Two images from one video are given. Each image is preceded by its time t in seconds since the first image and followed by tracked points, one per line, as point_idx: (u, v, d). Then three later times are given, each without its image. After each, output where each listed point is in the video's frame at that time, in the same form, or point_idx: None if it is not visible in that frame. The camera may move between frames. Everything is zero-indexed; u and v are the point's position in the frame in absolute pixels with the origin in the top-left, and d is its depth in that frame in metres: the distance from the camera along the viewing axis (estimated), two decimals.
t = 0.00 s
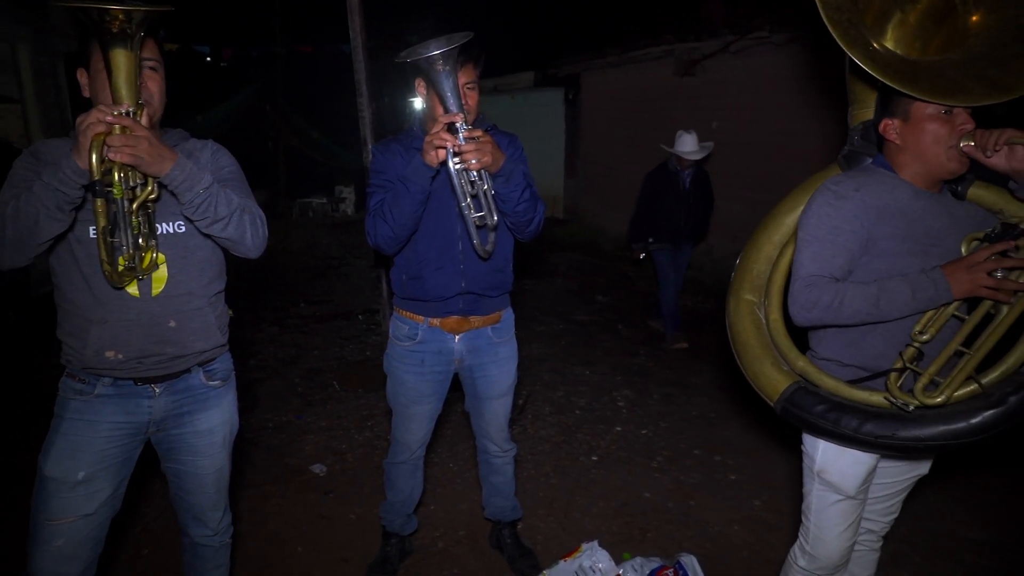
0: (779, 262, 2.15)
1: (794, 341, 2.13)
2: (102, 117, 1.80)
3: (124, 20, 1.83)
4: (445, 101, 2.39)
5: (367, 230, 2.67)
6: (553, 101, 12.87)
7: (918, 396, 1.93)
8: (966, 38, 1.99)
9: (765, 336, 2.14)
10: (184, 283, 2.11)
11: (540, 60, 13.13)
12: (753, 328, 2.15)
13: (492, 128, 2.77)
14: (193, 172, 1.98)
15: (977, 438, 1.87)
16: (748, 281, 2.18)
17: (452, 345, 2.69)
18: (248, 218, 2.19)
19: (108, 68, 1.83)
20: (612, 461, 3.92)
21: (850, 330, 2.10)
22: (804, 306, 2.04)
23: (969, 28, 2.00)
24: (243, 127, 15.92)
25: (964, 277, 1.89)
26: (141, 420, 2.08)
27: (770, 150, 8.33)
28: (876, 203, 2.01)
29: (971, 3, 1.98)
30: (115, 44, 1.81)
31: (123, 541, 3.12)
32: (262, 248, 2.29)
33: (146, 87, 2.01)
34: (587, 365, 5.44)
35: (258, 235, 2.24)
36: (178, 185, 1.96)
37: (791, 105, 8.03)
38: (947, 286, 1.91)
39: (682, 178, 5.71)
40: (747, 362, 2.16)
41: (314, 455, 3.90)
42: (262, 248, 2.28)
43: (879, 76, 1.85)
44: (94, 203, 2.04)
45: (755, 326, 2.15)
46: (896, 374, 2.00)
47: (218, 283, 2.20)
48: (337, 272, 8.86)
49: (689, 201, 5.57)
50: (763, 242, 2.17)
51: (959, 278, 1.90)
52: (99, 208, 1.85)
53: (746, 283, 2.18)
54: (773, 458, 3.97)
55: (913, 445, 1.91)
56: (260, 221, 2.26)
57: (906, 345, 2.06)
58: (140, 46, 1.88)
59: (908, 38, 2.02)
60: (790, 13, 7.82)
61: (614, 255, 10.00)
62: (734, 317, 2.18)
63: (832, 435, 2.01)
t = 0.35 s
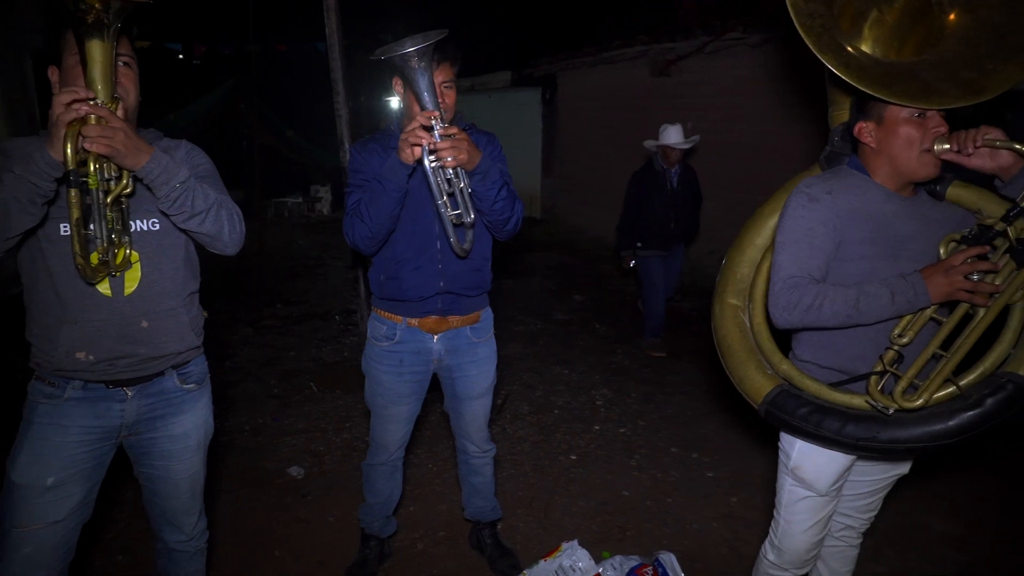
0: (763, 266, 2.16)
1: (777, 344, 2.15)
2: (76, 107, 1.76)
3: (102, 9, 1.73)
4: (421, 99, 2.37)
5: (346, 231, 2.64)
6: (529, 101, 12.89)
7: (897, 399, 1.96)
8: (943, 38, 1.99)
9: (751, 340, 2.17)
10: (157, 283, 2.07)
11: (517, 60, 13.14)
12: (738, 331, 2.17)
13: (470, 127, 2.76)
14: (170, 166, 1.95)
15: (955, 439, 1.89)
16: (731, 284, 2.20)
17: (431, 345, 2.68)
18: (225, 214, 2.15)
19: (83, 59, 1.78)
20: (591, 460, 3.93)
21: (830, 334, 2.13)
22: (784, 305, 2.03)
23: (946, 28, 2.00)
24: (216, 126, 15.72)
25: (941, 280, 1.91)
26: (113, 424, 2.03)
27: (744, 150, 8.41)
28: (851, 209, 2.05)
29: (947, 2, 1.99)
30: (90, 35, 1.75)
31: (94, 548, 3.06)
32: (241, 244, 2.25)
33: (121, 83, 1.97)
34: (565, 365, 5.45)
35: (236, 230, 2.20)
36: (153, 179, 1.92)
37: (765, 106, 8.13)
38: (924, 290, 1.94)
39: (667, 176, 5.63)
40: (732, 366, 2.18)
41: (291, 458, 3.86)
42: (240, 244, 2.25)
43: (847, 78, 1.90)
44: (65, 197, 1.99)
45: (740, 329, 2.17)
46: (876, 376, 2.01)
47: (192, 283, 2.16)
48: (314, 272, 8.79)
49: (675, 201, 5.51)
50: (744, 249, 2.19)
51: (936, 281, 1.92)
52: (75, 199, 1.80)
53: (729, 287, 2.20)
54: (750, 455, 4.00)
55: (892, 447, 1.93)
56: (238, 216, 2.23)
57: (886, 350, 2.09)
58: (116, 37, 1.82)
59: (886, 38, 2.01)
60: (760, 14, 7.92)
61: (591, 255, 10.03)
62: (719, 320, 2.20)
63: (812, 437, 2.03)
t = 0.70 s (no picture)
0: (735, 266, 2.18)
1: (748, 343, 2.17)
2: (33, 111, 1.71)
3: (56, 11, 1.67)
4: (396, 103, 2.35)
5: (319, 234, 2.62)
6: (504, 103, 12.90)
7: (863, 398, 1.98)
8: (915, 45, 2.04)
9: (722, 339, 2.18)
10: (125, 288, 2.02)
11: (491, 62, 13.15)
12: (710, 330, 2.19)
13: (444, 129, 2.75)
14: (135, 168, 1.91)
15: (919, 438, 1.94)
16: (705, 284, 2.21)
17: (408, 349, 2.66)
18: (195, 214, 2.12)
19: (39, 62, 1.74)
20: (568, 462, 3.93)
21: (799, 330, 2.15)
22: (754, 306, 2.06)
23: (918, 35, 2.05)
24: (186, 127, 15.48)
25: (908, 283, 1.94)
26: (80, 434, 1.99)
27: (717, 152, 8.50)
28: (825, 206, 2.06)
29: (920, 9, 2.04)
30: (45, 37, 1.70)
31: (62, 561, 2.99)
32: (213, 244, 2.22)
33: (80, 84, 1.92)
34: (541, 367, 5.46)
35: (207, 231, 2.17)
36: (119, 182, 1.89)
37: (737, 109, 8.23)
38: (890, 292, 1.97)
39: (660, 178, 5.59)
40: (703, 361, 2.20)
41: (264, 465, 3.81)
42: (212, 244, 2.21)
43: (823, 81, 1.91)
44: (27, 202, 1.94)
45: (712, 329, 2.19)
46: (844, 376, 2.03)
47: (162, 288, 2.12)
48: (287, 275, 8.69)
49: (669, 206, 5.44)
50: (719, 248, 2.21)
51: (903, 284, 1.96)
52: (36, 207, 1.76)
53: (702, 287, 2.21)
54: (725, 455, 4.04)
55: (858, 445, 1.97)
56: (209, 216, 2.19)
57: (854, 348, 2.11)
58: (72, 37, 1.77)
59: (861, 44, 2.08)
60: (730, 18, 8.02)
61: (567, 257, 10.05)
62: (692, 319, 2.21)
63: (782, 435, 2.05)
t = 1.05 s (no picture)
0: (702, 266, 2.19)
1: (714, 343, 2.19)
2: None
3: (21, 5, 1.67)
4: (373, 105, 2.33)
5: (295, 237, 2.60)
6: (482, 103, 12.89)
7: (824, 399, 1.99)
8: (876, 45, 2.06)
9: (689, 339, 2.19)
10: (97, 291, 1.98)
11: (469, 62, 13.13)
12: (677, 330, 2.19)
13: (422, 130, 2.73)
14: (105, 167, 1.87)
15: (877, 438, 1.95)
16: (672, 284, 2.21)
17: (387, 352, 2.64)
18: (168, 213, 2.07)
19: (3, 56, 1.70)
20: (548, 463, 3.93)
21: (764, 332, 2.18)
22: (717, 309, 2.06)
23: (881, 34, 2.07)
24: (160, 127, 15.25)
25: (863, 282, 1.96)
26: (51, 443, 1.95)
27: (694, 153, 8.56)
28: (786, 210, 2.08)
29: (881, 9, 2.07)
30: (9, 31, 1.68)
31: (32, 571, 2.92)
32: (187, 244, 2.18)
33: (46, 82, 1.88)
34: (520, 367, 5.45)
35: (180, 230, 2.12)
36: (88, 181, 1.84)
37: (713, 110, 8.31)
38: (847, 292, 1.99)
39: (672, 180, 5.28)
40: (670, 361, 2.21)
41: (240, 470, 3.76)
42: (186, 244, 2.17)
43: (782, 82, 1.92)
44: None
45: (679, 329, 2.19)
46: (806, 377, 2.06)
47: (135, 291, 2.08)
48: (264, 277, 8.59)
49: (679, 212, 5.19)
50: (686, 247, 2.20)
51: (858, 283, 1.97)
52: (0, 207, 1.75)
53: (669, 287, 2.21)
54: (704, 454, 4.07)
55: (819, 445, 1.99)
56: (182, 216, 2.15)
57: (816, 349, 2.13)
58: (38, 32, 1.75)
59: (824, 47, 2.11)
60: (706, 20, 8.08)
61: (546, 257, 10.04)
62: (659, 319, 2.22)
63: (746, 435, 2.07)
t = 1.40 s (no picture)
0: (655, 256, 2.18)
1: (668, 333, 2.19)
2: None
3: None
4: (346, 105, 2.30)
5: (268, 240, 2.56)
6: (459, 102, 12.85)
7: (770, 387, 2.02)
8: (824, 31, 2.08)
9: (642, 328, 2.19)
10: (59, 297, 1.93)
11: (445, 62, 13.09)
12: (631, 320, 2.19)
13: (396, 131, 2.69)
14: (62, 170, 1.82)
15: (823, 425, 1.98)
16: (626, 274, 2.21)
17: (362, 356, 2.61)
18: (133, 215, 2.01)
19: None
20: (527, 463, 3.92)
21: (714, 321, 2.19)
22: (665, 301, 2.07)
23: (829, 19, 2.08)
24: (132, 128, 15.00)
25: (807, 269, 1.96)
26: (12, 453, 1.91)
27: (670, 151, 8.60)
28: (730, 198, 2.10)
29: None
30: None
31: None
32: (155, 246, 2.11)
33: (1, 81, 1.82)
34: (499, 368, 5.43)
35: (147, 233, 2.06)
36: (44, 184, 1.80)
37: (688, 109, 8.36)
38: (791, 278, 2.00)
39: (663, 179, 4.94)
40: (624, 351, 2.22)
41: (215, 476, 3.70)
42: (154, 247, 2.10)
43: (726, 69, 1.90)
44: None
45: (633, 320, 2.19)
46: (754, 365, 2.08)
47: (100, 297, 2.03)
48: (240, 280, 8.48)
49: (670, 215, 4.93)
50: (640, 237, 2.20)
51: (804, 271, 1.97)
52: None
53: (624, 277, 2.21)
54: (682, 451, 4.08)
55: (766, 432, 2.02)
56: (149, 218, 2.08)
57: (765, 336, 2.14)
58: None
59: (775, 33, 2.12)
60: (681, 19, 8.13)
61: (525, 257, 10.03)
62: (613, 308, 2.22)
63: (697, 423, 2.10)
